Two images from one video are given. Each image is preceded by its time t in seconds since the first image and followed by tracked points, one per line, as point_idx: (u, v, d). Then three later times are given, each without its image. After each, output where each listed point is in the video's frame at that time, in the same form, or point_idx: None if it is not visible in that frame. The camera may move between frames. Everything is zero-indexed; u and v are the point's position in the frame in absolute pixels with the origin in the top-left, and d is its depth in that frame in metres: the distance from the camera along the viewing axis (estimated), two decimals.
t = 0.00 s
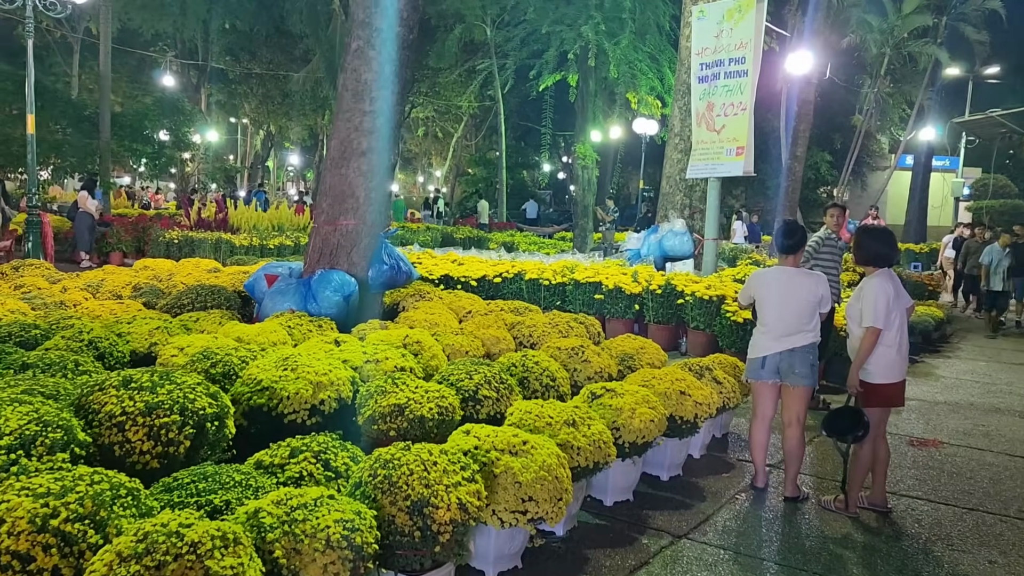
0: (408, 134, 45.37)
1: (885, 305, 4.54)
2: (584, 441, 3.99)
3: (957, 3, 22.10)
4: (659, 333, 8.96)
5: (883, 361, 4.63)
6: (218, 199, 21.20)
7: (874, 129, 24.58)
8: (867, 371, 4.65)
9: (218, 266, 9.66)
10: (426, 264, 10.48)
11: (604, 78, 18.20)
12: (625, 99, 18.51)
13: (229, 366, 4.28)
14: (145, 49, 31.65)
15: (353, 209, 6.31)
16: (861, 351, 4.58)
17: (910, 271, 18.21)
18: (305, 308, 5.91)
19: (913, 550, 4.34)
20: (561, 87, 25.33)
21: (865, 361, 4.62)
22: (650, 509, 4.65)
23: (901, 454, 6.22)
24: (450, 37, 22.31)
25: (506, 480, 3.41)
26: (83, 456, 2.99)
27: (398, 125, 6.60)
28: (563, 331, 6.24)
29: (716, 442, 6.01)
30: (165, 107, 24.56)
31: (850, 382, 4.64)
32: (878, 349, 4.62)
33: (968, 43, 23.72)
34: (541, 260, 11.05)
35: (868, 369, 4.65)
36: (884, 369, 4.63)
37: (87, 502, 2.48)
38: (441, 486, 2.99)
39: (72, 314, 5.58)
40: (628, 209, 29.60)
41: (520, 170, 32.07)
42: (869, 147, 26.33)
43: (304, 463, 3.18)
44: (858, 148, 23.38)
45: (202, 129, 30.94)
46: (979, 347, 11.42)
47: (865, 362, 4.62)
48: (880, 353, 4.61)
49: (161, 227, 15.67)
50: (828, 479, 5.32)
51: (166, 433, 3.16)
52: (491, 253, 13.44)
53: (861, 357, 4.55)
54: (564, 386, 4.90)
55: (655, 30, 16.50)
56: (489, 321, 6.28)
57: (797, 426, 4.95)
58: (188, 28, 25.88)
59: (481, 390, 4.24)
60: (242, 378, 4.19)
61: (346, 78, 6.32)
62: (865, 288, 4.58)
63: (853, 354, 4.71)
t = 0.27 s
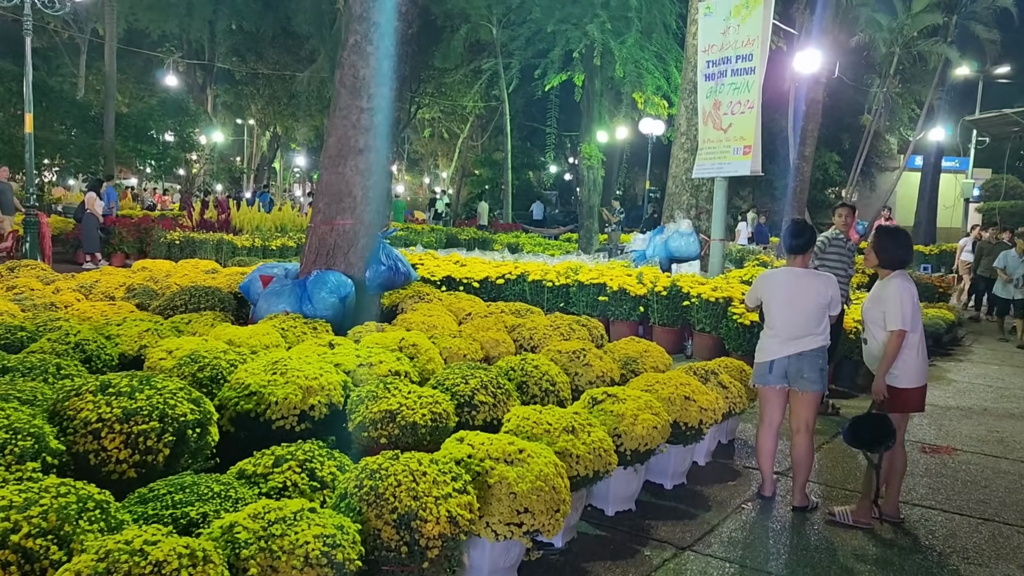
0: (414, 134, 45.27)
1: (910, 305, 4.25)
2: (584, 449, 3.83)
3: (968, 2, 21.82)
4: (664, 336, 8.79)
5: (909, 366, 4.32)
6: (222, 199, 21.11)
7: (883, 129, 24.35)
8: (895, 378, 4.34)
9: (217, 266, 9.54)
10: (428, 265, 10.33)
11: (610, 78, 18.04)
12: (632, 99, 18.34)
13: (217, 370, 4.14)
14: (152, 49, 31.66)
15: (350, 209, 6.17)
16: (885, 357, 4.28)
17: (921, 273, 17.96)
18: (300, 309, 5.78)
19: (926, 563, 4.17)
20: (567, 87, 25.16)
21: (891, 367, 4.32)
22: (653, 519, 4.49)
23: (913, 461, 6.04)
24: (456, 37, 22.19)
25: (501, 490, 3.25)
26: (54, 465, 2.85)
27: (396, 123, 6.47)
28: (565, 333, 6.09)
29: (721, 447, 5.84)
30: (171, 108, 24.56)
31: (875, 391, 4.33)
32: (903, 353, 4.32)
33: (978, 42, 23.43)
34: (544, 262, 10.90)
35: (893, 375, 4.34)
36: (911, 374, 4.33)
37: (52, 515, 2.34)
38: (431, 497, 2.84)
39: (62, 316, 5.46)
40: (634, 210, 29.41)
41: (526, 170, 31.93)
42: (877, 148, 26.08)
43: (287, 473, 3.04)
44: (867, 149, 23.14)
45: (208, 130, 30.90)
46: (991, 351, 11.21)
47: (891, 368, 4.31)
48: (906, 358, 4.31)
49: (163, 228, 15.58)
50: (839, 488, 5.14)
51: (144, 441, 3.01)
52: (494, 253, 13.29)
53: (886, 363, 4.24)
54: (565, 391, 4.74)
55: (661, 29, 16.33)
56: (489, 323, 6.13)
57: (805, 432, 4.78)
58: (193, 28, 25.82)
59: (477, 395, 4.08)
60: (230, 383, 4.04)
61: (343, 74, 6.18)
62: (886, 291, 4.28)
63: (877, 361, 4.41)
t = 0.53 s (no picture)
0: (416, 136, 45.17)
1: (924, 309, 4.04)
2: (575, 458, 3.67)
3: (971, 1, 21.62)
4: (663, 338, 8.64)
5: (924, 373, 4.12)
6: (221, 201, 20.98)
7: (886, 130, 24.16)
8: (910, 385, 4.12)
9: (210, 268, 9.39)
10: (424, 266, 10.18)
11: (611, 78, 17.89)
12: (633, 99, 18.18)
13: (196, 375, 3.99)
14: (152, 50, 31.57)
15: (340, 209, 6.03)
16: (899, 364, 4.06)
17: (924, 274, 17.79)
18: (288, 312, 5.63)
19: None
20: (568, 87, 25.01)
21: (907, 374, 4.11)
22: (649, 530, 4.33)
23: (918, 468, 5.87)
24: (456, 37, 22.04)
25: (485, 503, 3.09)
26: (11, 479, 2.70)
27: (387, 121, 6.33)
28: (561, 336, 5.93)
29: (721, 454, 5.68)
30: (171, 108, 24.43)
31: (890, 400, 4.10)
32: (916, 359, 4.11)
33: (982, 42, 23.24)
34: (542, 263, 10.76)
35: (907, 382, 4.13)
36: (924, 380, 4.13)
37: None
38: (408, 513, 2.68)
39: (43, 319, 5.32)
40: (636, 212, 29.24)
41: (527, 172, 31.78)
42: (880, 149, 25.90)
43: (259, 486, 2.89)
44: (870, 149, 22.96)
45: (208, 131, 30.79)
46: (996, 354, 11.02)
47: (904, 376, 4.10)
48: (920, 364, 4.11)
49: (159, 229, 15.45)
50: (841, 497, 4.96)
51: (109, 452, 2.86)
52: (492, 255, 13.13)
53: (901, 372, 4.01)
54: (558, 397, 4.58)
55: (662, 28, 16.18)
56: (482, 326, 5.97)
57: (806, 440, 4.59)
58: (192, 30, 25.74)
59: (465, 402, 3.93)
60: (208, 389, 3.90)
61: (331, 71, 6.05)
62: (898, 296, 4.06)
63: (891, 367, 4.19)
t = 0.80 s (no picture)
0: (412, 137, 45.05)
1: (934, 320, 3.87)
2: (560, 472, 3.52)
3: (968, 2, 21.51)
4: (657, 343, 8.49)
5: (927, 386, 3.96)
6: (214, 202, 20.83)
7: (882, 131, 24.06)
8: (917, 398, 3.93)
9: (196, 271, 9.22)
10: (415, 269, 10.04)
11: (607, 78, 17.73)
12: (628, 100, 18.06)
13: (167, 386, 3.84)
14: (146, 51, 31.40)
15: (325, 212, 5.88)
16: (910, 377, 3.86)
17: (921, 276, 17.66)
18: (269, 318, 5.48)
19: None
20: (563, 88, 24.88)
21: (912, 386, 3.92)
22: (639, 544, 4.18)
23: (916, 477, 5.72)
24: (451, 38, 21.92)
25: (463, 523, 2.95)
26: None
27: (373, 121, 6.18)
28: (550, 342, 5.78)
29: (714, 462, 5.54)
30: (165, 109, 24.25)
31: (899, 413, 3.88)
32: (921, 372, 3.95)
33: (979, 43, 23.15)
34: (535, 266, 10.61)
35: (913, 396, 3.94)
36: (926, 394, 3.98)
37: None
38: (379, 536, 2.54)
39: (16, 325, 5.16)
40: (632, 213, 29.12)
41: (523, 173, 31.65)
42: (877, 150, 25.79)
43: (224, 507, 2.74)
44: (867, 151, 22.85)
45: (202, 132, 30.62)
46: (994, 357, 10.90)
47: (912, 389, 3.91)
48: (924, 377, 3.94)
49: (149, 231, 15.29)
50: (837, 509, 4.81)
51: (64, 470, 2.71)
52: (485, 257, 12.99)
53: (914, 383, 3.80)
54: (545, 407, 4.43)
55: (658, 29, 16.04)
56: (470, 332, 5.82)
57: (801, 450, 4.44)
58: (186, 30, 25.58)
59: (446, 413, 3.78)
60: (179, 400, 3.74)
61: (316, 70, 5.90)
62: (909, 303, 3.87)
63: (890, 379, 3.99)
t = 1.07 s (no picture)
0: (405, 138, 44.88)
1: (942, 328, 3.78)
2: (545, 483, 3.38)
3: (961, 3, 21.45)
4: (649, 347, 8.35)
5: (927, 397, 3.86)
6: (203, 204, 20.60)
7: (875, 133, 24.01)
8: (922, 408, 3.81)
9: (180, 274, 9.04)
10: (404, 272, 9.88)
11: (600, 79, 17.60)
12: (621, 101, 17.92)
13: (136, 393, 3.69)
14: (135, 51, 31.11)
15: (307, 213, 5.73)
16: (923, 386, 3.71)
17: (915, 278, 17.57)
18: (250, 323, 5.33)
19: None
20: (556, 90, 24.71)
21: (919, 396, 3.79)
22: (627, 557, 4.04)
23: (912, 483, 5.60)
24: (443, 39, 21.72)
25: (441, 539, 2.80)
26: None
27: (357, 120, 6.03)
28: (539, 346, 5.63)
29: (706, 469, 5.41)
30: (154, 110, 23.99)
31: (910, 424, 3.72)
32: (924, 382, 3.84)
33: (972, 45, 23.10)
34: (527, 268, 10.46)
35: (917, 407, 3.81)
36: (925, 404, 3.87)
37: None
38: (347, 557, 2.39)
39: None
40: (626, 214, 29.01)
41: (516, 175, 31.52)
42: (870, 152, 25.73)
43: (186, 524, 2.60)
44: (860, 152, 22.77)
45: (192, 134, 30.38)
46: (989, 360, 10.79)
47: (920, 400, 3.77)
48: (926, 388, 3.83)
49: (135, 234, 15.06)
50: (831, 518, 4.68)
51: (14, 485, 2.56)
52: (475, 259, 12.84)
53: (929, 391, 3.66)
54: (530, 414, 4.29)
55: (650, 29, 15.91)
56: (457, 336, 5.67)
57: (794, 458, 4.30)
58: (177, 31, 25.36)
59: (427, 422, 3.64)
60: (147, 409, 3.59)
61: (298, 67, 5.75)
62: (925, 309, 3.75)
63: (895, 388, 3.83)
